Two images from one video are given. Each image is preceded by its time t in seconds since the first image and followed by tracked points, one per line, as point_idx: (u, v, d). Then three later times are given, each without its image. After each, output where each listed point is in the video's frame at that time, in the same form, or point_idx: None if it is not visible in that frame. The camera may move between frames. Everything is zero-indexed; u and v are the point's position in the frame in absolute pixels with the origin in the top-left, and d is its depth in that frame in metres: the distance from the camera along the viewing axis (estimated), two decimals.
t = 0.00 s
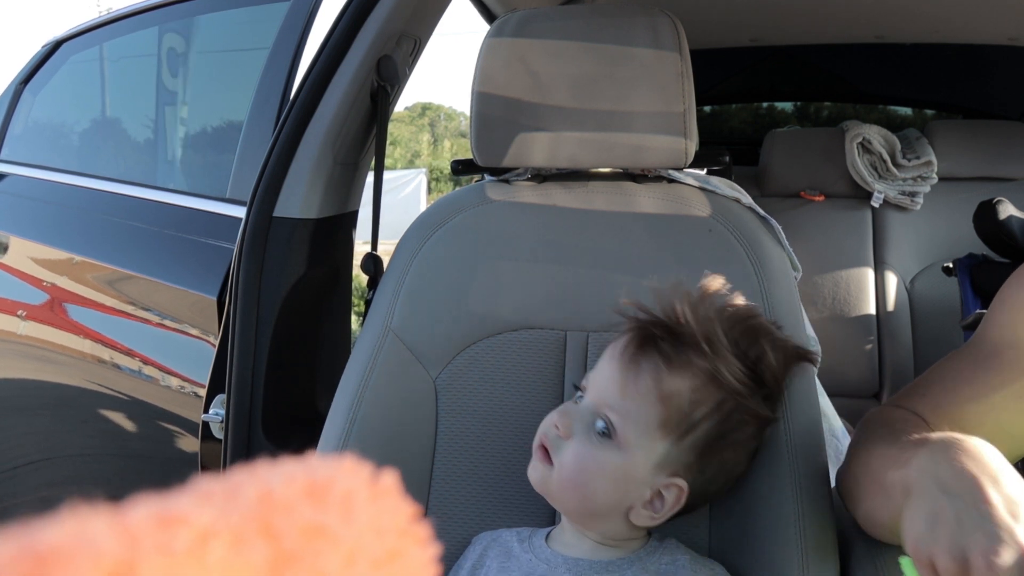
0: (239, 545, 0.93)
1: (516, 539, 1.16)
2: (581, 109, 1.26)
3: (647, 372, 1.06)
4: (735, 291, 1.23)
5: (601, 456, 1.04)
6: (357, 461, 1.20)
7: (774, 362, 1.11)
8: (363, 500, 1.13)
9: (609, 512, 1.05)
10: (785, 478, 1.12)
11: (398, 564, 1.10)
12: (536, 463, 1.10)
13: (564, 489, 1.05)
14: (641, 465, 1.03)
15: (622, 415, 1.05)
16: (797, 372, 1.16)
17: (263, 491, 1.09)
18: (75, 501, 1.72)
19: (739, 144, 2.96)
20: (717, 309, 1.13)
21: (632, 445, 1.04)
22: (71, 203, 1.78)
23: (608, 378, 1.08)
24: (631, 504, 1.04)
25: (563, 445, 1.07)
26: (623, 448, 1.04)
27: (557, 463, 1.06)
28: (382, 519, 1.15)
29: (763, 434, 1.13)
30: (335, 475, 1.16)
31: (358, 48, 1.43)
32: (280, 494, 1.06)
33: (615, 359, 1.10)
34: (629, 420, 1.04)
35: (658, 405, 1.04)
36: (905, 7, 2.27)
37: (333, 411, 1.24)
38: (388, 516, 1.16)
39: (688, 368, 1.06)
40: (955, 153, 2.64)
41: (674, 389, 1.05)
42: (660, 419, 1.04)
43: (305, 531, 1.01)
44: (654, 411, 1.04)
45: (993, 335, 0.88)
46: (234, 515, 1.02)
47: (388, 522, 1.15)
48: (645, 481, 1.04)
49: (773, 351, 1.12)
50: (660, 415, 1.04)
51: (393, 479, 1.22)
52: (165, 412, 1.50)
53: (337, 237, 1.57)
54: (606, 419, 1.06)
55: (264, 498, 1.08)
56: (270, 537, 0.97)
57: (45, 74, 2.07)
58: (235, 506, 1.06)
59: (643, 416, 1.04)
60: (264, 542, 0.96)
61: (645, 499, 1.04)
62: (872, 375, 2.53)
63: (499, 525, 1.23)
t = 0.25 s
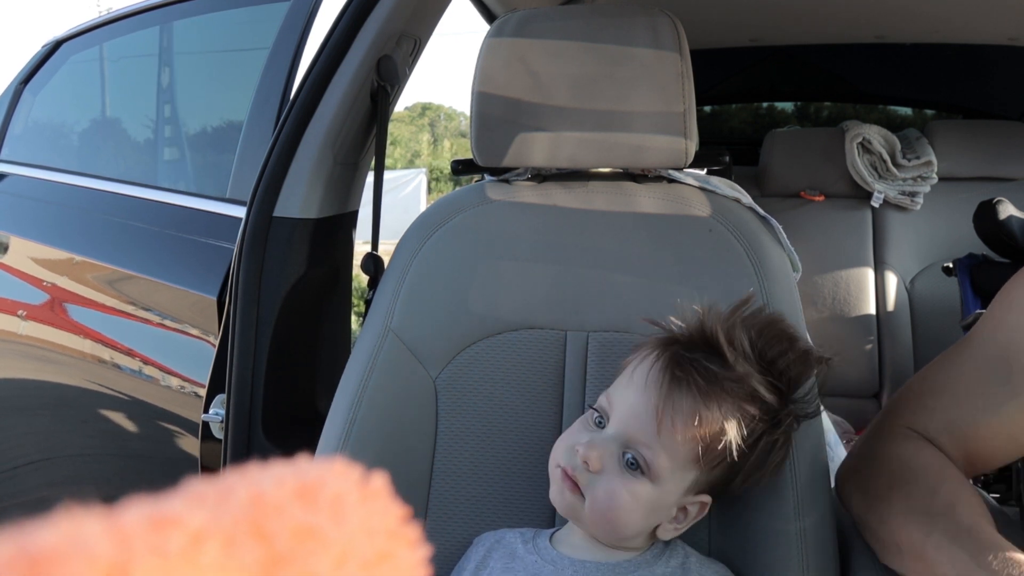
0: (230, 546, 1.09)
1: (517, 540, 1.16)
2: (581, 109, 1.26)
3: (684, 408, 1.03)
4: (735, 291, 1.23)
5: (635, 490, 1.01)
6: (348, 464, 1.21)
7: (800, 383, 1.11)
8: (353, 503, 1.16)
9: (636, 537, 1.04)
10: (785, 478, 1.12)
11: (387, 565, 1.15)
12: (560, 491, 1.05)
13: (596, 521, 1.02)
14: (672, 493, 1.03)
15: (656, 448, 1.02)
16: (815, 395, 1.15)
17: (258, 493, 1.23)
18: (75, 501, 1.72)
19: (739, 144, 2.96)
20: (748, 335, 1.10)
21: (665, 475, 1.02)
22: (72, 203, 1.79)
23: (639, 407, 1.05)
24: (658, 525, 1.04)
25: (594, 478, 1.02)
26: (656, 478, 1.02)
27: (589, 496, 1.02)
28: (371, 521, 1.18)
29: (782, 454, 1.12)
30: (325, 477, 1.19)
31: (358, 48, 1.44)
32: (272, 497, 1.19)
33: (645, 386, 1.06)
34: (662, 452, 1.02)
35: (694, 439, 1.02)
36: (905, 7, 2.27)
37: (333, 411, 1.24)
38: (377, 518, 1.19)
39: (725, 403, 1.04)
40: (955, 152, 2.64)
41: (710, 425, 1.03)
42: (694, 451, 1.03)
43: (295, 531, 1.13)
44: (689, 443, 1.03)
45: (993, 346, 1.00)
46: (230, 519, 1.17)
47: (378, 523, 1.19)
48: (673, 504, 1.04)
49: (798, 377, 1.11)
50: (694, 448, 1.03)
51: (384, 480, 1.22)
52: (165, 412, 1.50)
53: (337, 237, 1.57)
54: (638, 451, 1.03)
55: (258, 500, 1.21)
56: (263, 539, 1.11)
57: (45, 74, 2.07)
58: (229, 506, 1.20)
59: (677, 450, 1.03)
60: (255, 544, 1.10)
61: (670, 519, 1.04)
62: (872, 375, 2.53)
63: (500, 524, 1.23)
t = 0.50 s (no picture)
0: (229, 547, 1.00)
1: (518, 538, 1.16)
2: (581, 109, 1.26)
3: (697, 426, 1.02)
4: (735, 291, 1.23)
5: (642, 504, 1.02)
6: (348, 464, 1.21)
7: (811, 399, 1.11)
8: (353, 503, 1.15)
9: (638, 547, 1.05)
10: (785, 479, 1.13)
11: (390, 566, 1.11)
12: (566, 503, 1.05)
13: (602, 535, 1.02)
14: (675, 505, 1.04)
15: (665, 464, 1.02)
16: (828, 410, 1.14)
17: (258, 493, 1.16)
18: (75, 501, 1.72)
19: (739, 144, 2.96)
20: (760, 350, 1.10)
21: (671, 490, 1.03)
22: (72, 203, 1.79)
23: (649, 421, 1.04)
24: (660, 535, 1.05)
25: (601, 492, 1.02)
26: (662, 493, 1.02)
27: (595, 509, 1.02)
28: (371, 520, 1.15)
29: (787, 466, 1.12)
30: (325, 477, 1.18)
31: (359, 48, 1.44)
32: (272, 497, 1.13)
33: (656, 401, 1.05)
34: (671, 468, 1.02)
35: (704, 456, 1.03)
36: (905, 7, 2.27)
37: (333, 411, 1.24)
38: (377, 518, 1.17)
39: (737, 421, 1.03)
40: (955, 152, 2.64)
41: (722, 444, 1.03)
42: (702, 467, 1.03)
43: (296, 533, 1.06)
44: (697, 460, 1.03)
45: (991, 348, 1.01)
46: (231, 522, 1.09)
47: (378, 523, 1.16)
48: (676, 515, 1.04)
49: (812, 394, 1.11)
50: (703, 465, 1.03)
51: (385, 480, 1.22)
52: (165, 413, 1.50)
53: (337, 237, 1.57)
54: (646, 466, 1.02)
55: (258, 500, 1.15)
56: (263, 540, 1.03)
57: (45, 74, 2.07)
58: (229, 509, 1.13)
59: (686, 466, 1.03)
60: (255, 545, 1.02)
61: (671, 528, 1.06)
62: (872, 375, 2.53)
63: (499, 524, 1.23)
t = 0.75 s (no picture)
0: (228, 547, 0.99)
1: (520, 535, 1.16)
2: (581, 109, 1.26)
3: (694, 427, 1.02)
4: (735, 291, 1.23)
5: (642, 506, 1.02)
6: (347, 464, 1.20)
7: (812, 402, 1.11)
8: (353, 504, 1.14)
9: (640, 549, 1.05)
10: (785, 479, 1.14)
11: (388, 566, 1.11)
12: (566, 504, 1.06)
13: (602, 536, 1.03)
14: (675, 506, 1.04)
15: (663, 466, 1.02)
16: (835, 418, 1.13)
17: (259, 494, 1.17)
18: (75, 501, 1.72)
19: (739, 144, 2.95)
20: (758, 351, 1.11)
21: (669, 491, 1.03)
22: (72, 203, 1.79)
23: (647, 421, 1.04)
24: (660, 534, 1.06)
25: (601, 494, 1.03)
26: (661, 495, 1.03)
27: (595, 512, 1.03)
28: (371, 521, 1.15)
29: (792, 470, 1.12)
30: (325, 477, 1.17)
31: (358, 48, 1.44)
32: (273, 497, 1.12)
33: (653, 402, 1.06)
34: (670, 469, 1.02)
35: (702, 457, 1.03)
36: (904, 7, 2.27)
37: (333, 411, 1.24)
38: (377, 518, 1.16)
39: (734, 423, 1.04)
40: (955, 152, 2.64)
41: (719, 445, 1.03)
42: (701, 468, 1.03)
43: (295, 533, 1.06)
44: (695, 461, 1.03)
45: (991, 352, 1.06)
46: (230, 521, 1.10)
47: (378, 524, 1.15)
48: (676, 515, 1.05)
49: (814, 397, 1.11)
50: (702, 466, 1.03)
51: (385, 480, 1.21)
52: (165, 413, 1.50)
53: (337, 237, 1.57)
54: (644, 468, 1.03)
55: (258, 501, 1.15)
56: (263, 540, 1.03)
57: (45, 74, 2.07)
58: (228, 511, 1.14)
59: (684, 467, 1.03)
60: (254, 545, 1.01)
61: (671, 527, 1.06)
62: (872, 374, 2.53)
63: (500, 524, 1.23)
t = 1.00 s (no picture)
0: (233, 543, 1.03)
1: (519, 534, 1.16)
2: (581, 108, 1.26)
3: (691, 421, 1.02)
4: (735, 292, 1.23)
5: (640, 500, 1.02)
6: (352, 461, 1.21)
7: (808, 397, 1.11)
8: (358, 501, 1.15)
9: (640, 546, 1.05)
10: (785, 478, 1.14)
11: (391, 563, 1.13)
12: (565, 500, 1.05)
13: (600, 531, 1.02)
14: (676, 503, 1.04)
15: (663, 461, 1.02)
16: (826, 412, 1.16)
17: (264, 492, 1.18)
18: (74, 500, 1.72)
19: (739, 144, 2.95)
20: (755, 347, 1.11)
21: (670, 487, 1.03)
22: (72, 203, 1.78)
23: (645, 416, 1.05)
24: (661, 532, 1.05)
25: (599, 489, 1.03)
26: (661, 490, 1.02)
27: (593, 506, 1.02)
28: (376, 518, 1.16)
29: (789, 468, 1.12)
30: (329, 474, 1.18)
31: (358, 48, 1.44)
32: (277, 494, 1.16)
33: (652, 398, 1.06)
34: (668, 463, 1.02)
35: (700, 451, 1.03)
36: (904, 7, 2.27)
37: (333, 411, 1.24)
38: (381, 516, 1.17)
39: (733, 419, 1.03)
40: (955, 152, 2.64)
41: (717, 439, 1.03)
42: (699, 462, 1.03)
43: (300, 529, 1.09)
44: (695, 457, 1.03)
45: (994, 352, 1.04)
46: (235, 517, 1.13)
47: (382, 521, 1.17)
48: (677, 512, 1.05)
49: (811, 393, 1.11)
50: (701, 461, 1.03)
51: (388, 478, 1.22)
52: (165, 412, 1.50)
53: (337, 237, 1.57)
54: (643, 462, 1.03)
55: (262, 498, 1.17)
56: (268, 536, 1.07)
57: (45, 74, 2.07)
58: (235, 506, 1.16)
59: (682, 461, 1.03)
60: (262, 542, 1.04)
61: (672, 525, 1.06)
62: (872, 374, 2.53)
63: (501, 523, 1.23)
